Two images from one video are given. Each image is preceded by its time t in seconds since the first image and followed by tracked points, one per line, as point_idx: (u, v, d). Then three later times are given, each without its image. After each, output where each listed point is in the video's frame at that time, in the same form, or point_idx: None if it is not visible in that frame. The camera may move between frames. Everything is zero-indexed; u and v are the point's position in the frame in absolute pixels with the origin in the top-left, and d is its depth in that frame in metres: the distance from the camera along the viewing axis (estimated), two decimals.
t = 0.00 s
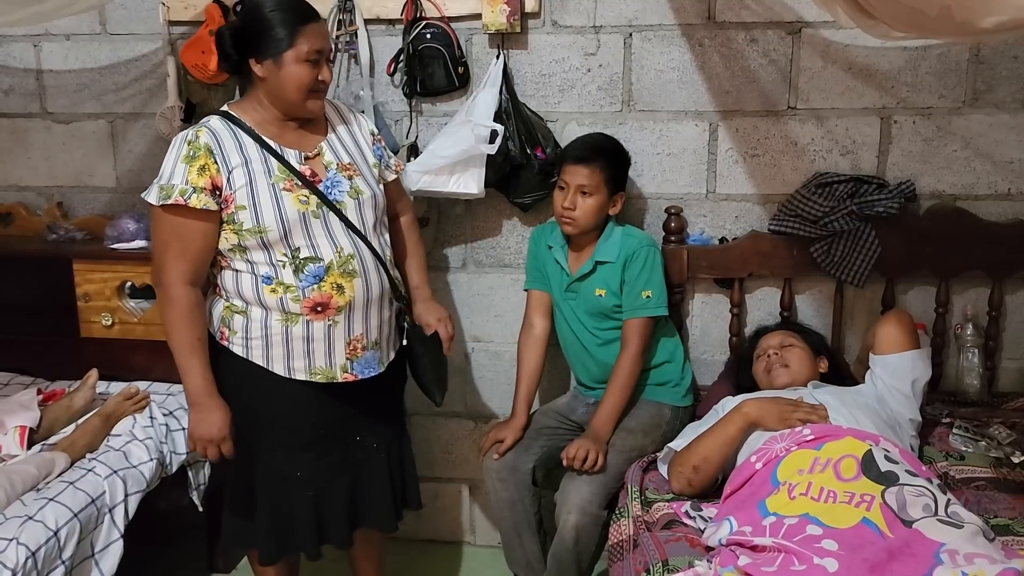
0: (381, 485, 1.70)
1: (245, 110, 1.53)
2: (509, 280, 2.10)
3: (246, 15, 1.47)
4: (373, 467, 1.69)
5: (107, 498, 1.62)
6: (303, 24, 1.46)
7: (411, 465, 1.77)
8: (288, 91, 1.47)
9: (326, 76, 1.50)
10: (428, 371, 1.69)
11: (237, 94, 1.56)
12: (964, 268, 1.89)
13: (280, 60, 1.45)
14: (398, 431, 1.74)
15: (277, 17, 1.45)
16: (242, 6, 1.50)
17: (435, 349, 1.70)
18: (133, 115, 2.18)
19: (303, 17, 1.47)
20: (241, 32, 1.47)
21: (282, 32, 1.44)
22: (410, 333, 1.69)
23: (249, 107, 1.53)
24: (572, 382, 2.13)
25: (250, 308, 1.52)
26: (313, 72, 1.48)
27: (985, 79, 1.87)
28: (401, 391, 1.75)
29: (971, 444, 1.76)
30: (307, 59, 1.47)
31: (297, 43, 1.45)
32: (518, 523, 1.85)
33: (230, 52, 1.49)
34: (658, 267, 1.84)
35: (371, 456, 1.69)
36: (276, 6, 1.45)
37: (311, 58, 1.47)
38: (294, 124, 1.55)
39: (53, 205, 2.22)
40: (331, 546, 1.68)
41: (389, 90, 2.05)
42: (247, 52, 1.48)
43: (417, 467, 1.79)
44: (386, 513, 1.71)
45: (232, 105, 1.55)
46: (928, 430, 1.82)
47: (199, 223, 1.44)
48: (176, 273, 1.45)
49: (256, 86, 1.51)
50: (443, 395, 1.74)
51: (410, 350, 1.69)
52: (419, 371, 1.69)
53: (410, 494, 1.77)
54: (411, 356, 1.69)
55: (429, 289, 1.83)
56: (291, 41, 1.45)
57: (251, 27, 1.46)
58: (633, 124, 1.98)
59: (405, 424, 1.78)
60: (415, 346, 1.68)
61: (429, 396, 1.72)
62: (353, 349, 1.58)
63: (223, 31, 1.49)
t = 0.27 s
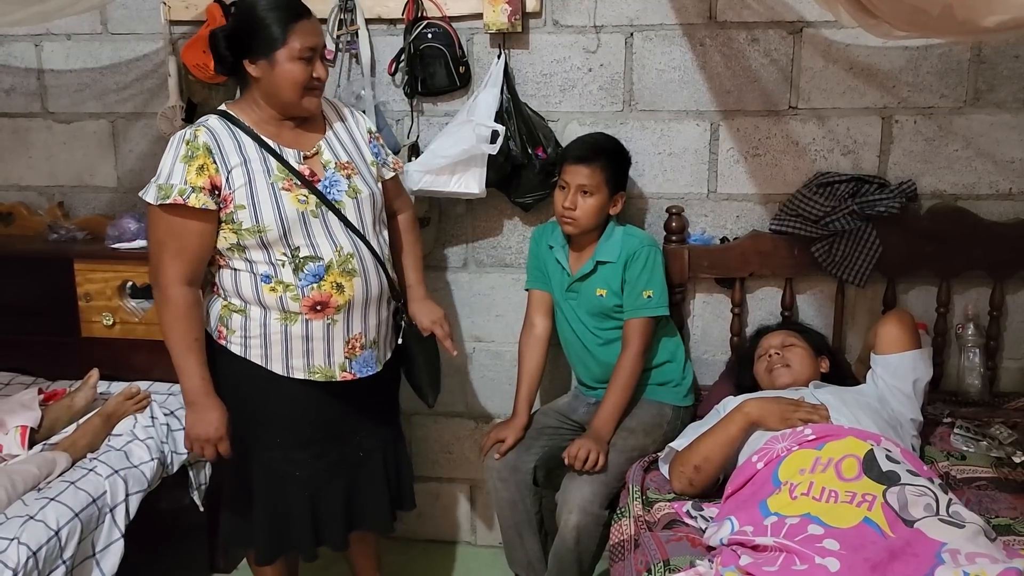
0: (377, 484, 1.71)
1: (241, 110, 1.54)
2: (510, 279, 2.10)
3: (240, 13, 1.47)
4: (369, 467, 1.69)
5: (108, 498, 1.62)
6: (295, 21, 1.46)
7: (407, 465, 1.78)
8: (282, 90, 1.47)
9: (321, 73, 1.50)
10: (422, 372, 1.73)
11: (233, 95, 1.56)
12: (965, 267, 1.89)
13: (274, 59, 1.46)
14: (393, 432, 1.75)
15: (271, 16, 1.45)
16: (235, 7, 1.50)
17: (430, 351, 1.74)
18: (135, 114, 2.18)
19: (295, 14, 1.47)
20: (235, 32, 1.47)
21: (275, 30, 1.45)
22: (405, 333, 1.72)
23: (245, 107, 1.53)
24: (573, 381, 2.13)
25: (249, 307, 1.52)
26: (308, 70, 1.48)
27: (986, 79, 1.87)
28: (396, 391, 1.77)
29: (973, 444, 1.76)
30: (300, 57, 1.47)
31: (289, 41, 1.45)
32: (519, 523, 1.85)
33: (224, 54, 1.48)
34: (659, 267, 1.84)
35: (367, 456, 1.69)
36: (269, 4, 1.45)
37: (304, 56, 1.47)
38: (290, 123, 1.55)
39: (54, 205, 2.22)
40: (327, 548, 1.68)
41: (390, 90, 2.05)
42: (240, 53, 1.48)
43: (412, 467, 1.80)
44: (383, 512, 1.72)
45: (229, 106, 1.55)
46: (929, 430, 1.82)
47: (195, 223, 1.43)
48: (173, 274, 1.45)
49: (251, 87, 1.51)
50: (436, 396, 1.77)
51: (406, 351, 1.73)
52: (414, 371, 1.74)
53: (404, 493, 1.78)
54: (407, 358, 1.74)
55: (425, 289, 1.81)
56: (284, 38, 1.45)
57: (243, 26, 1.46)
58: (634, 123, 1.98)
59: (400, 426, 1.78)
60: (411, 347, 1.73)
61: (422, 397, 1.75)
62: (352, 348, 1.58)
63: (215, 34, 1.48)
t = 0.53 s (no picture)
0: (376, 483, 1.71)
1: (240, 109, 1.53)
2: (512, 279, 2.10)
3: (241, 12, 1.47)
4: (368, 466, 1.70)
5: (109, 497, 1.62)
6: (295, 20, 1.46)
7: (404, 464, 1.78)
8: (280, 88, 1.47)
9: (320, 72, 1.50)
10: (417, 370, 1.75)
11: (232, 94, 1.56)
12: (967, 267, 1.89)
13: (273, 57, 1.45)
14: (391, 431, 1.75)
15: (270, 14, 1.45)
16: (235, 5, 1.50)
17: (425, 351, 1.76)
18: (136, 114, 2.18)
19: (296, 14, 1.47)
20: (234, 29, 1.47)
21: (274, 28, 1.44)
22: (404, 333, 1.73)
23: (244, 106, 1.53)
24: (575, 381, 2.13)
25: (251, 309, 1.52)
26: (306, 68, 1.48)
27: (988, 78, 1.87)
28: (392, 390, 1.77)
29: (974, 443, 1.76)
30: (300, 56, 1.47)
31: (289, 39, 1.45)
32: (520, 523, 1.85)
33: (224, 51, 1.49)
34: (660, 266, 1.84)
35: (366, 455, 1.69)
36: (270, 3, 1.45)
37: (304, 55, 1.47)
38: (289, 122, 1.55)
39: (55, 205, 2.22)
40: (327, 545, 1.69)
41: (391, 90, 2.05)
42: (239, 48, 1.48)
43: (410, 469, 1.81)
44: (381, 511, 1.72)
45: (228, 104, 1.55)
46: (931, 429, 1.82)
47: (197, 226, 1.42)
48: (173, 275, 1.43)
49: (250, 85, 1.51)
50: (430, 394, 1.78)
51: (403, 351, 1.74)
52: (410, 368, 1.75)
53: (402, 490, 1.79)
54: (403, 357, 1.75)
55: (419, 289, 1.82)
56: (283, 37, 1.45)
57: (242, 24, 1.46)
58: (636, 123, 1.98)
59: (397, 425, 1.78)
60: (408, 348, 1.74)
61: (417, 396, 1.77)
62: (353, 349, 1.58)
63: (215, 31, 1.49)
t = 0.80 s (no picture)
0: (377, 482, 1.72)
1: (242, 109, 1.53)
2: (513, 279, 2.10)
3: (240, 11, 1.47)
4: (370, 464, 1.70)
5: (111, 497, 1.62)
6: (295, 19, 1.46)
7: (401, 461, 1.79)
8: (281, 88, 1.47)
9: (320, 71, 1.50)
10: (416, 368, 1.74)
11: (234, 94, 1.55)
12: (969, 266, 1.89)
13: (273, 57, 1.45)
14: (389, 429, 1.76)
15: (270, 13, 1.45)
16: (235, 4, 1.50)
17: (423, 350, 1.75)
18: (138, 113, 2.18)
19: (296, 13, 1.47)
20: (234, 29, 1.47)
21: (274, 27, 1.44)
22: (404, 332, 1.72)
23: (246, 105, 1.53)
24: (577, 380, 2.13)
25: (261, 310, 1.51)
26: (306, 68, 1.48)
27: (989, 78, 1.87)
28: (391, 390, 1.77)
29: (977, 442, 1.76)
30: (299, 56, 1.47)
31: (289, 39, 1.45)
32: (522, 522, 1.85)
33: (223, 51, 1.49)
34: (664, 266, 1.84)
35: (368, 454, 1.70)
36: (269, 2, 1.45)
37: (303, 54, 1.47)
38: (291, 123, 1.55)
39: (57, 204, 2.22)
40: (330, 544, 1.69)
41: (393, 89, 2.05)
42: (238, 50, 1.48)
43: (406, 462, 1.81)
44: (382, 509, 1.73)
45: (229, 104, 1.54)
46: (933, 429, 1.82)
47: (208, 229, 1.41)
48: (184, 279, 1.41)
49: (250, 85, 1.51)
50: (429, 391, 1.78)
51: (402, 349, 1.73)
52: (408, 367, 1.74)
53: (398, 487, 1.79)
54: (402, 356, 1.73)
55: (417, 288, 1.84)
56: (283, 35, 1.45)
57: (242, 22, 1.46)
58: (638, 123, 1.98)
59: (394, 424, 1.78)
60: (407, 346, 1.72)
61: (416, 394, 1.76)
62: (362, 349, 1.60)
63: (214, 31, 1.49)
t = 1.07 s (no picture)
0: (383, 481, 1.72)
1: (244, 108, 1.53)
2: (515, 279, 2.10)
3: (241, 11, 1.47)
4: (375, 464, 1.70)
5: (114, 496, 1.62)
6: (295, 18, 1.46)
7: (402, 457, 1.79)
8: (280, 88, 1.47)
9: (321, 70, 1.50)
10: (419, 366, 1.74)
11: (237, 94, 1.55)
12: (970, 266, 1.89)
13: (272, 57, 1.46)
14: (391, 429, 1.75)
15: (268, 13, 1.45)
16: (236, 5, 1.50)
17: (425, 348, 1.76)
18: (140, 113, 2.18)
19: (295, 12, 1.47)
20: (234, 30, 1.47)
21: (274, 26, 1.44)
22: (409, 329, 1.73)
23: (250, 105, 1.53)
24: (578, 380, 2.13)
25: (273, 310, 1.51)
26: (306, 68, 1.47)
27: (991, 78, 1.87)
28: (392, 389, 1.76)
29: (978, 442, 1.76)
30: (299, 55, 1.47)
31: (288, 39, 1.45)
32: (524, 521, 1.86)
33: (224, 52, 1.49)
34: (665, 265, 1.85)
35: (373, 453, 1.70)
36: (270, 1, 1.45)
37: (303, 53, 1.47)
38: (294, 123, 1.56)
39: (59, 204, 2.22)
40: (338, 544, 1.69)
41: (395, 89, 2.05)
42: (238, 50, 1.48)
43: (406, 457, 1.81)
44: (388, 507, 1.73)
45: (234, 104, 1.54)
46: (935, 429, 1.82)
47: (223, 227, 1.41)
48: (202, 277, 1.41)
49: (252, 85, 1.51)
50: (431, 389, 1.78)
51: (407, 347, 1.73)
52: (411, 367, 1.74)
53: (401, 485, 1.80)
54: (405, 353, 1.74)
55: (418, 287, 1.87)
56: (283, 34, 1.45)
57: (242, 22, 1.46)
58: (640, 122, 1.98)
59: (393, 421, 1.77)
60: (412, 343, 1.74)
61: (418, 391, 1.76)
62: (372, 346, 1.61)
63: (216, 33, 1.49)
